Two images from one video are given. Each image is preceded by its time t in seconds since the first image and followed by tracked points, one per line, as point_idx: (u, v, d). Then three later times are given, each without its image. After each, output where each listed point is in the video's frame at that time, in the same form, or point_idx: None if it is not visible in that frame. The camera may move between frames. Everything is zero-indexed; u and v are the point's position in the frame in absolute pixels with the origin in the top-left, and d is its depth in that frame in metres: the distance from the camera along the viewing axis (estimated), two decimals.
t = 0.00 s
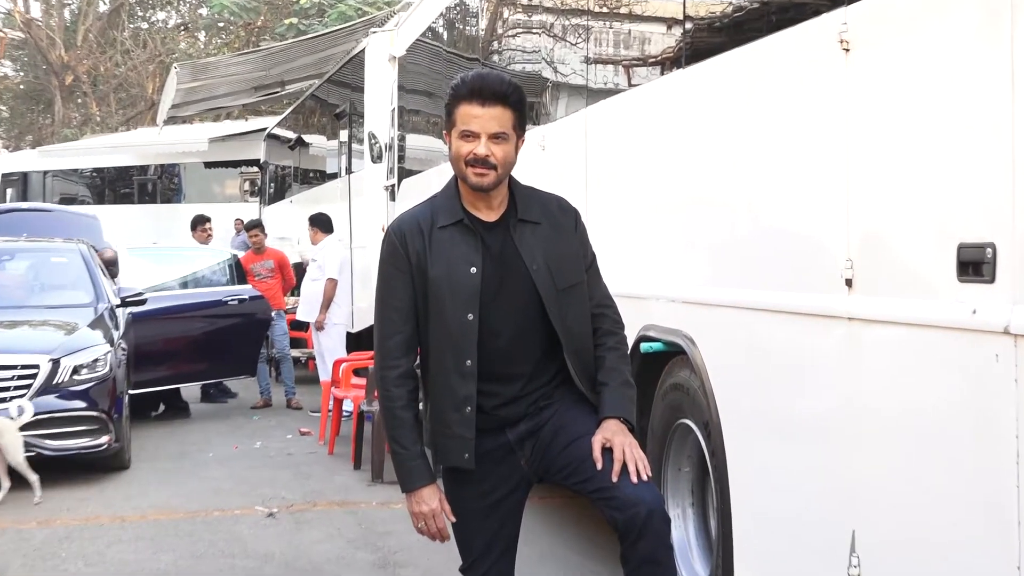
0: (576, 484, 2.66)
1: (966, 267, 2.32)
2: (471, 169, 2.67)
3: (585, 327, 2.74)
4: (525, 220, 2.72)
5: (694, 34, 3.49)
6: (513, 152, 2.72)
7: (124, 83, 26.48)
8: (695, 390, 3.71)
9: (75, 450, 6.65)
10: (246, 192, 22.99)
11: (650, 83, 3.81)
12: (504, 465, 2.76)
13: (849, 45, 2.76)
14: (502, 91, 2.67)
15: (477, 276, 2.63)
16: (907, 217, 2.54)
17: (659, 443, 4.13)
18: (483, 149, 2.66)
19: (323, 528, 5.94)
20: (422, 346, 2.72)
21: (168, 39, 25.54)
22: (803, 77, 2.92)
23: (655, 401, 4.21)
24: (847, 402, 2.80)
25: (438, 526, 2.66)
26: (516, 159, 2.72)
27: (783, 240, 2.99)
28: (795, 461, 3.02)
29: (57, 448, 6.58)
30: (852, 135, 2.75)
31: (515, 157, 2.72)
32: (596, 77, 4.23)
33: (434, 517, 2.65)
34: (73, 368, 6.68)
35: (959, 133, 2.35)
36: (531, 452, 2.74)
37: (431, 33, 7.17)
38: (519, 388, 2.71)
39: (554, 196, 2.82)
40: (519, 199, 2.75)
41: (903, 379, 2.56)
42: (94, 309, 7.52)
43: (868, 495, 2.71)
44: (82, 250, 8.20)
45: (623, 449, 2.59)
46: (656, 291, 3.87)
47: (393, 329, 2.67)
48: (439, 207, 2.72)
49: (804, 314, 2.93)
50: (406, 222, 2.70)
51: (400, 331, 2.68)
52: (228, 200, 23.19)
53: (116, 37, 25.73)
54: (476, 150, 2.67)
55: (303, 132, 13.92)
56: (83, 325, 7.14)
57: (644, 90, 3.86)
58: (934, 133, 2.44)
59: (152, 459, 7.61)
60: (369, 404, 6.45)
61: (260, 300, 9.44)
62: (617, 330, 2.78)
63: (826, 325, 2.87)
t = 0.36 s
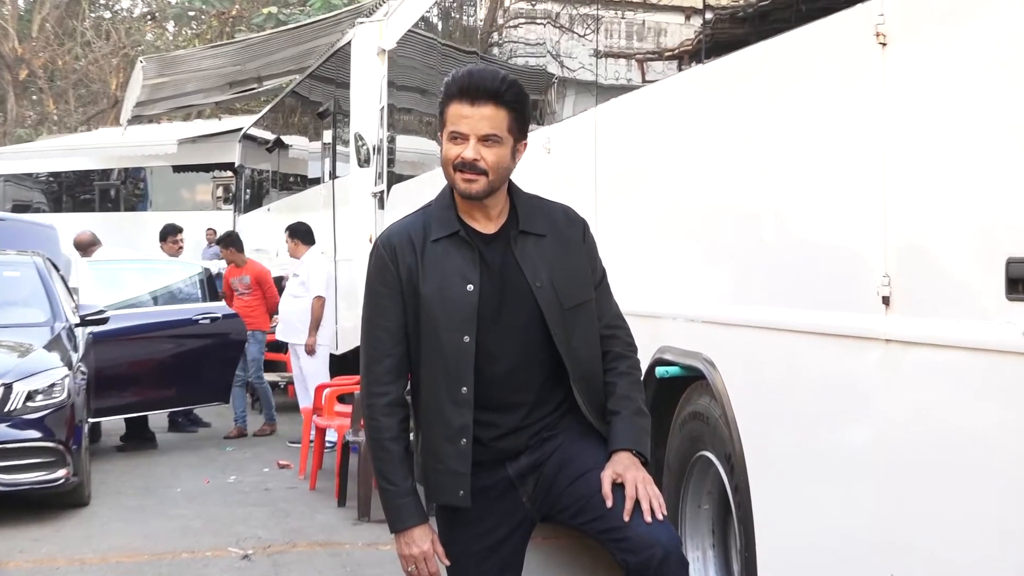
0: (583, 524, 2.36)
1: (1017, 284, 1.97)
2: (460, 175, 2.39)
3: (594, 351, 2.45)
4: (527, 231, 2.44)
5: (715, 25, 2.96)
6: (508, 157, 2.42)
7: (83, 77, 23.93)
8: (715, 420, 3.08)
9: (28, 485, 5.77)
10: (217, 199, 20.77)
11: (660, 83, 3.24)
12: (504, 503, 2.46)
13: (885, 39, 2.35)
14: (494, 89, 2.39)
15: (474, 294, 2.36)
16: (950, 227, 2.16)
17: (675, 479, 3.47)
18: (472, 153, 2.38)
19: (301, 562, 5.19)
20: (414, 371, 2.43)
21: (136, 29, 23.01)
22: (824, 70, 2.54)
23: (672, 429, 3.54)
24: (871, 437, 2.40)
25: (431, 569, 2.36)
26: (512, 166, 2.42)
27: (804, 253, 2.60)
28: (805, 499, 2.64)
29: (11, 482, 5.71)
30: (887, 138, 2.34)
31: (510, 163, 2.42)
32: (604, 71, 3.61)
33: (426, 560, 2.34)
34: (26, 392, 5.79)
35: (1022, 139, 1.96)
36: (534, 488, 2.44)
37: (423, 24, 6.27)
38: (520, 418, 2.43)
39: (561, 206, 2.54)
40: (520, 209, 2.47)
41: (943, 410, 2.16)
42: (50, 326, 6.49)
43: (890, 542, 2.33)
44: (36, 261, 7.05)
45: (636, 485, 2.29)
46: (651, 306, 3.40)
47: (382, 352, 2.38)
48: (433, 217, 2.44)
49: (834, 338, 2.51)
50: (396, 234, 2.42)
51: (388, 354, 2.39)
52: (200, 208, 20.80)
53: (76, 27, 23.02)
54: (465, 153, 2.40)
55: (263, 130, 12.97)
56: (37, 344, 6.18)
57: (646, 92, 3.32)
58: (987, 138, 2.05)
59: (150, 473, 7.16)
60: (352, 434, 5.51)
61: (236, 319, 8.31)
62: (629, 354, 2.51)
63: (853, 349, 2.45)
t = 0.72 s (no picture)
0: (591, 547, 2.16)
1: None
2: (447, 171, 2.22)
3: (601, 360, 2.26)
4: (530, 232, 2.25)
5: (734, 10, 2.78)
6: (501, 151, 2.23)
7: (52, 63, 22.37)
8: (735, 435, 2.87)
9: None
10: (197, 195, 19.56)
11: (676, 71, 3.05)
12: (506, 523, 2.26)
13: (918, 25, 2.16)
14: (483, 78, 2.20)
15: (473, 300, 2.18)
16: (989, 223, 1.97)
17: (691, 497, 3.24)
18: (457, 148, 2.20)
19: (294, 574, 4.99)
20: (410, 379, 2.24)
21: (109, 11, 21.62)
22: (851, 60, 2.35)
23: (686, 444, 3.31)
24: (901, 454, 2.20)
25: None
26: (505, 160, 2.23)
27: (829, 256, 2.42)
28: (830, 519, 2.46)
29: None
30: (920, 132, 2.16)
31: (503, 157, 2.23)
32: (614, 59, 3.42)
33: None
34: None
35: None
36: (537, 508, 2.24)
37: (419, 7, 6.02)
38: (523, 433, 2.24)
39: (567, 204, 2.35)
40: (522, 207, 2.28)
41: (983, 425, 1.96)
42: (17, 333, 5.70)
43: (921, 570, 2.15)
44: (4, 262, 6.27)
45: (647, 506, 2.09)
46: (664, 309, 3.20)
47: (375, 362, 2.20)
48: (428, 216, 2.26)
49: (863, 347, 2.31)
50: (390, 234, 2.24)
51: (382, 364, 2.20)
52: (179, 203, 19.66)
53: (44, 10, 21.45)
54: (451, 148, 2.21)
55: (247, 122, 12.53)
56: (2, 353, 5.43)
57: (662, 81, 3.13)
58: None
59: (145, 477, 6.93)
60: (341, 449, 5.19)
61: (217, 323, 7.54)
62: (641, 363, 2.31)
63: (881, 357, 2.26)
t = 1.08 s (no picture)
0: (598, 561, 2.09)
1: None
2: (448, 173, 2.15)
3: (608, 368, 2.19)
4: (535, 235, 2.18)
5: (748, 7, 2.70)
6: (503, 152, 2.17)
7: (46, 60, 22.17)
8: (747, 446, 2.81)
9: None
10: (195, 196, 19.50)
11: (688, 70, 2.98)
12: (510, 536, 2.19)
13: (936, 25, 2.09)
14: (484, 78, 2.14)
15: (477, 306, 2.11)
16: (1011, 229, 1.89)
17: (701, 507, 3.17)
18: (457, 149, 2.14)
19: None
20: (412, 388, 2.18)
21: (106, 7, 21.43)
22: (868, 61, 2.28)
23: (696, 453, 3.24)
24: (917, 467, 2.14)
25: None
26: (508, 162, 2.16)
27: (844, 263, 2.35)
28: (844, 532, 2.39)
29: None
30: (939, 136, 2.08)
31: (505, 159, 2.16)
32: (623, 57, 3.34)
33: None
34: None
35: None
36: (543, 519, 2.17)
37: (423, 3, 5.91)
38: (528, 443, 2.17)
39: (574, 207, 2.28)
40: (527, 211, 2.21)
41: (1004, 440, 1.89)
42: (11, 337, 5.64)
43: None
44: None
45: (655, 517, 2.02)
46: (673, 313, 3.13)
47: (376, 369, 2.14)
48: (430, 219, 2.19)
49: (878, 356, 2.25)
50: (390, 238, 2.18)
51: (383, 372, 2.14)
52: (177, 204, 19.61)
53: (39, 5, 21.31)
54: (452, 150, 2.15)
55: (246, 120, 12.42)
56: None
57: (672, 80, 3.06)
58: None
59: (148, 483, 6.89)
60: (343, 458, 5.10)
61: (214, 328, 7.45)
62: (650, 371, 2.24)
63: (897, 366, 2.19)
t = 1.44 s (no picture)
0: (607, 567, 2.08)
1: None
2: (454, 180, 2.15)
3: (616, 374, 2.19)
4: (542, 242, 2.18)
5: (757, 12, 2.70)
6: (510, 159, 2.16)
7: (55, 66, 22.25)
8: (756, 451, 2.80)
9: None
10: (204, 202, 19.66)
11: (696, 75, 2.98)
12: (518, 542, 2.18)
13: (946, 31, 2.08)
14: (489, 85, 2.15)
15: (484, 313, 2.11)
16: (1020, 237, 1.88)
17: (711, 513, 3.16)
18: (462, 156, 2.14)
19: None
20: (420, 395, 2.18)
21: (114, 13, 21.45)
22: (876, 66, 2.28)
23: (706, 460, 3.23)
24: (928, 473, 2.13)
25: None
26: (514, 169, 2.16)
27: (853, 267, 2.35)
28: (854, 538, 2.38)
29: None
30: (948, 142, 2.08)
31: (512, 166, 2.16)
32: (630, 64, 3.35)
33: None
34: None
35: None
36: (551, 526, 2.16)
37: (431, 9, 5.91)
38: (537, 449, 2.16)
39: (581, 214, 2.28)
40: (534, 217, 2.21)
41: (1014, 448, 1.88)
42: (19, 342, 5.65)
43: None
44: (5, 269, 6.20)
45: (664, 524, 2.02)
46: (680, 317, 3.13)
47: (384, 377, 2.14)
48: (438, 227, 2.19)
49: (888, 362, 2.24)
50: (398, 246, 2.18)
51: (391, 379, 2.14)
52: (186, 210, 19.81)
53: (48, 12, 21.37)
54: (457, 157, 2.15)
55: (255, 126, 12.44)
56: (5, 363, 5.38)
57: (681, 86, 3.06)
58: None
59: (157, 487, 6.90)
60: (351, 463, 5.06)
61: (223, 334, 7.45)
62: (658, 377, 2.24)
63: (907, 373, 2.19)
